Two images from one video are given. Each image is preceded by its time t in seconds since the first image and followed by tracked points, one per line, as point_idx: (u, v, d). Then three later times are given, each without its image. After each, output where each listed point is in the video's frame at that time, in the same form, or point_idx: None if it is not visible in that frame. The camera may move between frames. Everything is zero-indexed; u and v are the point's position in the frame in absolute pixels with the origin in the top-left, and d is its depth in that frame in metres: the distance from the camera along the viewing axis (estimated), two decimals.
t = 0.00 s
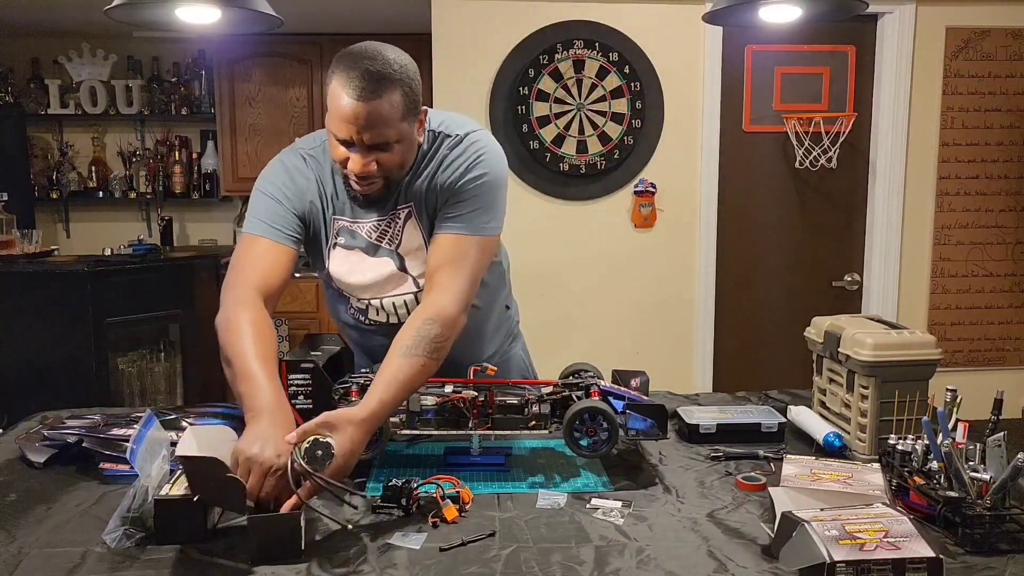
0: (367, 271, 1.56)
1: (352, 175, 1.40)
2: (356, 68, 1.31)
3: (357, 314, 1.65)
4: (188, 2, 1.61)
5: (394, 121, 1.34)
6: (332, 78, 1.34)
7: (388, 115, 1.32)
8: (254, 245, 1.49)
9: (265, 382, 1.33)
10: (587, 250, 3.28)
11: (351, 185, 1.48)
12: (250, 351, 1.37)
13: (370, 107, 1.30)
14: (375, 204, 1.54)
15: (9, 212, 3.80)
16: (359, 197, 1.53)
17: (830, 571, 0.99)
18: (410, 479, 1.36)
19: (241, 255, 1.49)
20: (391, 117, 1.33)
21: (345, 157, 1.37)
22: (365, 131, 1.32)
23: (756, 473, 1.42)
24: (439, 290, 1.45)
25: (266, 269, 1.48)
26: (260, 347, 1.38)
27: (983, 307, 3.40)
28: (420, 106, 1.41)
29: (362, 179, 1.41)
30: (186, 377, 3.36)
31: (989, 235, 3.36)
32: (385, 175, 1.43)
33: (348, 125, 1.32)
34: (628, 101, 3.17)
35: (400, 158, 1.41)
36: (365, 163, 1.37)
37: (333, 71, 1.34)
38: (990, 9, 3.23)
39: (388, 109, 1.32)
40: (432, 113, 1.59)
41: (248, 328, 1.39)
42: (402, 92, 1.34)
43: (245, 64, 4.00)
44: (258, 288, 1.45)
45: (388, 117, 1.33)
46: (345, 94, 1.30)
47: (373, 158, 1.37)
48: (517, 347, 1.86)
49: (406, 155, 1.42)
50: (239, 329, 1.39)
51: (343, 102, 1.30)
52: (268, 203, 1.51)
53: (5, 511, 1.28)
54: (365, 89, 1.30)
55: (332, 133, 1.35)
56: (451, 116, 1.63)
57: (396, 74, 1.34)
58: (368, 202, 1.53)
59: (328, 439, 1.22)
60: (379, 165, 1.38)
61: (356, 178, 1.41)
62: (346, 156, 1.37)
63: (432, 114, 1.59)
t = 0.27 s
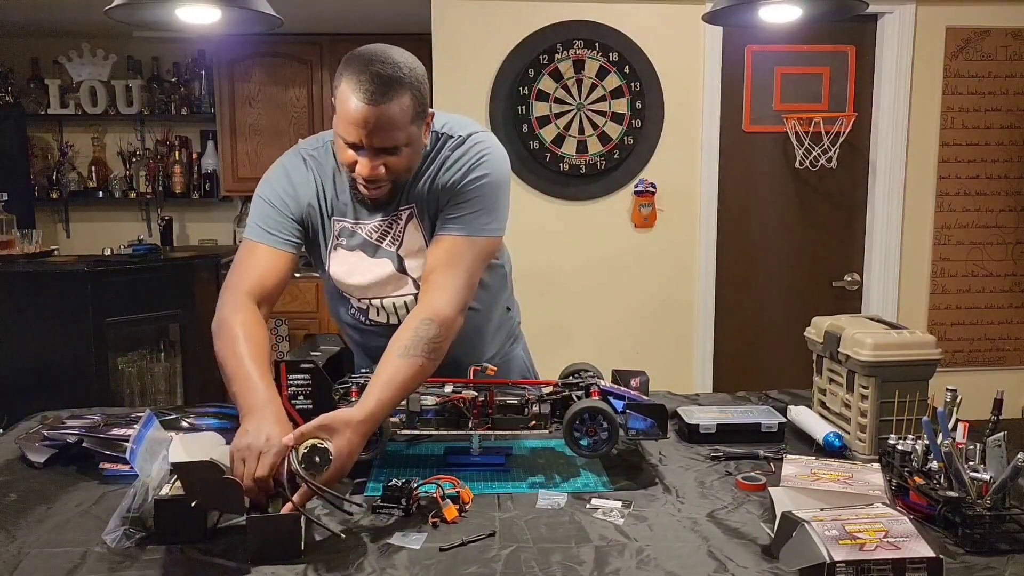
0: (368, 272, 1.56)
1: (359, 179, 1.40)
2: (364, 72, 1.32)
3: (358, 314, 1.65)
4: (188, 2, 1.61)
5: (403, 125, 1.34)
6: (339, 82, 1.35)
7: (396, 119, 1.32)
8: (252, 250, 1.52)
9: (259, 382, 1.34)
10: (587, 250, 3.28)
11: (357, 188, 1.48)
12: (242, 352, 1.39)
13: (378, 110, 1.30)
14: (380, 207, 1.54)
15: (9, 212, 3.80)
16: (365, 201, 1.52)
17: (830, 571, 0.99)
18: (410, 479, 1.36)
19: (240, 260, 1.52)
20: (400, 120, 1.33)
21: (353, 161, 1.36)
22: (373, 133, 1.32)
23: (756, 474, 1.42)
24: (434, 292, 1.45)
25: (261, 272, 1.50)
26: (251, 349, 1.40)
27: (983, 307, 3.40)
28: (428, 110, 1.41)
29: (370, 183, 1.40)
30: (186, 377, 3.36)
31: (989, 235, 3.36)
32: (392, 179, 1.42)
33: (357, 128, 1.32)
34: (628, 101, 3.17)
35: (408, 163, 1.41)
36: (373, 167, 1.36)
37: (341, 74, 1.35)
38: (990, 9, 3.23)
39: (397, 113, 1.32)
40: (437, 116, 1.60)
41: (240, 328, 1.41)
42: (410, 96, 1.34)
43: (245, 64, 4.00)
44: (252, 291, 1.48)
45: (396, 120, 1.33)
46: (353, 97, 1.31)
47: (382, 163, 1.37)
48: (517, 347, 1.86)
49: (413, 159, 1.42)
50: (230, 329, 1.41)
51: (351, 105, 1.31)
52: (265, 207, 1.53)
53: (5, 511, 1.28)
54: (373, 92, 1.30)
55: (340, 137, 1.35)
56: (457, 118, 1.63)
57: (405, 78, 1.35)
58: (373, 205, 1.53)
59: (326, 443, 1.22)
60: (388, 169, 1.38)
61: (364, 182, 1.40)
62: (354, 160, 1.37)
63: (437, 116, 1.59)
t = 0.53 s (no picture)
0: (366, 273, 1.56)
1: (358, 181, 1.40)
2: (362, 73, 1.31)
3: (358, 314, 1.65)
4: (188, 2, 1.61)
5: (402, 126, 1.34)
6: (337, 83, 1.34)
7: (395, 120, 1.32)
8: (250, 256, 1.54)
9: (254, 390, 1.35)
10: (587, 250, 3.28)
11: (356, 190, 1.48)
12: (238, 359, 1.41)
13: (377, 112, 1.30)
14: (380, 208, 1.54)
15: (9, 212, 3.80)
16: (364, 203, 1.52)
17: (830, 571, 0.99)
18: (410, 479, 1.36)
19: (239, 265, 1.54)
20: (398, 121, 1.33)
21: (351, 162, 1.37)
22: (371, 135, 1.32)
23: (756, 474, 1.42)
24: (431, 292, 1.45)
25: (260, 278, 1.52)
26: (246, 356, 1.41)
27: (983, 307, 3.40)
28: (427, 111, 1.41)
29: (368, 185, 1.40)
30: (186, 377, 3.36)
31: (989, 235, 3.36)
32: (391, 181, 1.42)
33: (355, 130, 1.31)
34: (628, 101, 3.17)
35: (407, 164, 1.41)
36: (372, 169, 1.37)
37: (340, 76, 1.35)
38: (990, 8, 3.23)
39: (395, 115, 1.32)
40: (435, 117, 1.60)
41: (237, 336, 1.43)
42: (409, 97, 1.34)
43: (245, 64, 4.01)
44: (249, 298, 1.50)
45: (395, 122, 1.32)
46: (352, 99, 1.30)
47: (380, 164, 1.37)
48: (517, 347, 1.86)
49: (412, 161, 1.42)
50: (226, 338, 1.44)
51: (349, 107, 1.30)
52: (263, 212, 1.55)
53: (4, 511, 1.28)
54: (371, 94, 1.30)
55: (338, 139, 1.35)
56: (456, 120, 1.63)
57: (403, 80, 1.35)
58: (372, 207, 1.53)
59: (326, 446, 1.22)
60: (386, 170, 1.38)
61: (362, 184, 1.40)
62: (352, 162, 1.37)
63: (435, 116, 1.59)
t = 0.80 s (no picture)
0: (363, 272, 1.56)
1: (352, 179, 1.41)
2: (357, 71, 1.31)
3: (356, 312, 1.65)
4: (187, 2, 1.61)
5: (395, 124, 1.34)
6: (331, 81, 1.34)
7: (389, 118, 1.32)
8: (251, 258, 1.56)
9: (251, 388, 1.36)
10: (587, 250, 3.28)
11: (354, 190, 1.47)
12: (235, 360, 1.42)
13: (370, 110, 1.30)
14: (376, 207, 1.53)
15: (9, 213, 3.80)
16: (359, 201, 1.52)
17: (830, 571, 0.99)
18: (410, 479, 1.36)
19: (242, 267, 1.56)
20: (392, 119, 1.33)
21: (346, 160, 1.37)
22: (366, 134, 1.32)
23: (756, 474, 1.42)
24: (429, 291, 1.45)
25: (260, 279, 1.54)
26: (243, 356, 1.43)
27: (983, 307, 3.40)
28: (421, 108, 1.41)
29: (363, 182, 1.41)
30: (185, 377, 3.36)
31: (989, 235, 3.36)
32: (386, 178, 1.43)
33: (349, 127, 1.32)
34: (628, 101, 3.17)
35: (402, 162, 1.41)
36: (366, 166, 1.37)
37: (333, 73, 1.34)
38: (990, 8, 3.23)
39: (389, 112, 1.32)
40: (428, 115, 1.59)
41: (237, 338, 1.45)
42: (403, 95, 1.34)
43: (245, 64, 4.01)
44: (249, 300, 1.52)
45: (389, 119, 1.32)
46: (345, 97, 1.30)
47: (375, 162, 1.37)
48: (517, 347, 1.86)
49: (407, 158, 1.42)
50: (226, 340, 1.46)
51: (343, 105, 1.30)
52: (262, 214, 1.57)
53: (4, 511, 1.28)
54: (365, 92, 1.30)
55: (333, 136, 1.35)
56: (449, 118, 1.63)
57: (397, 77, 1.34)
58: (368, 205, 1.52)
59: (327, 447, 1.21)
60: (380, 167, 1.38)
61: (356, 181, 1.41)
62: (347, 159, 1.37)
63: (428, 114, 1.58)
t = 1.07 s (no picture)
0: (363, 260, 1.56)
1: (347, 157, 1.41)
2: (349, 48, 1.31)
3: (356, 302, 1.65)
4: (187, 2, 1.61)
5: (389, 102, 1.35)
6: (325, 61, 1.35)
7: (382, 95, 1.32)
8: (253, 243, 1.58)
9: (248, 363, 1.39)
10: (587, 250, 3.28)
11: (352, 172, 1.48)
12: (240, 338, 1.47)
13: (365, 87, 1.31)
14: (376, 193, 1.53)
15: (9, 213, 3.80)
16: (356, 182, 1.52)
17: (830, 571, 0.99)
18: (410, 479, 1.36)
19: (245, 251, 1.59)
20: (385, 96, 1.33)
21: (341, 138, 1.38)
22: (361, 110, 1.33)
23: (756, 474, 1.42)
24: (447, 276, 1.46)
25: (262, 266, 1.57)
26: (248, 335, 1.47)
27: (983, 307, 3.40)
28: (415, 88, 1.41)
29: (359, 161, 1.41)
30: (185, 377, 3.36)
31: (989, 235, 3.36)
32: (381, 158, 1.43)
33: (344, 104, 1.32)
34: (628, 101, 3.18)
35: (397, 139, 1.41)
36: (360, 144, 1.37)
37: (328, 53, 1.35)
38: (990, 8, 3.23)
39: (384, 90, 1.33)
40: (428, 106, 1.60)
41: (239, 320, 1.49)
42: (395, 72, 1.34)
43: (245, 64, 4.01)
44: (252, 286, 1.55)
45: (383, 97, 1.33)
46: (340, 74, 1.31)
47: (370, 139, 1.37)
48: (517, 346, 1.86)
49: (402, 138, 1.42)
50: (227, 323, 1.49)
51: (338, 82, 1.31)
52: (263, 199, 1.58)
53: (4, 511, 1.28)
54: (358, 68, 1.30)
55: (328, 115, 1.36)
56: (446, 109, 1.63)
57: (392, 55, 1.35)
58: (365, 188, 1.52)
59: (342, 408, 1.24)
60: (375, 145, 1.39)
61: (352, 160, 1.41)
62: (342, 136, 1.38)
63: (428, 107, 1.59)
